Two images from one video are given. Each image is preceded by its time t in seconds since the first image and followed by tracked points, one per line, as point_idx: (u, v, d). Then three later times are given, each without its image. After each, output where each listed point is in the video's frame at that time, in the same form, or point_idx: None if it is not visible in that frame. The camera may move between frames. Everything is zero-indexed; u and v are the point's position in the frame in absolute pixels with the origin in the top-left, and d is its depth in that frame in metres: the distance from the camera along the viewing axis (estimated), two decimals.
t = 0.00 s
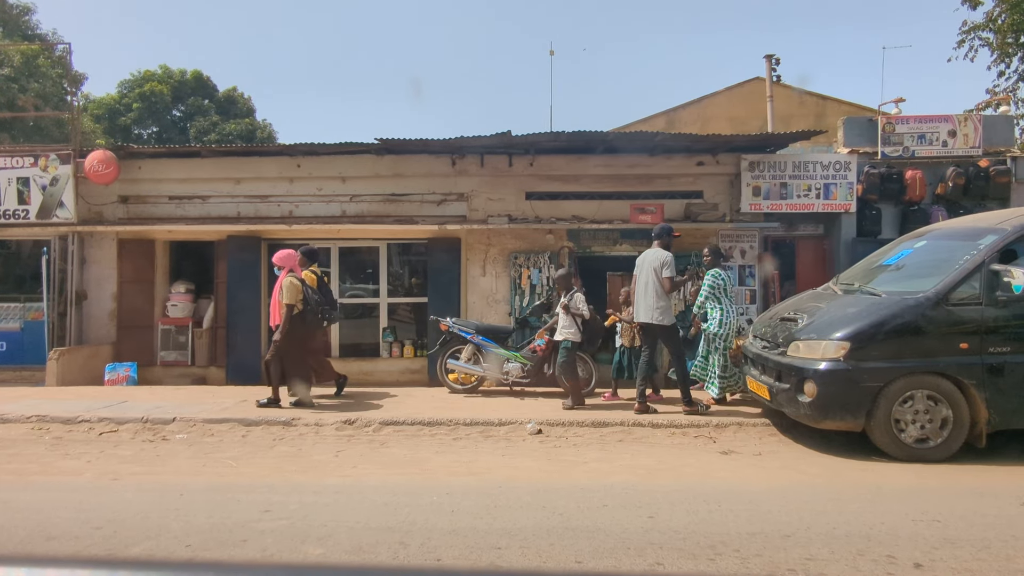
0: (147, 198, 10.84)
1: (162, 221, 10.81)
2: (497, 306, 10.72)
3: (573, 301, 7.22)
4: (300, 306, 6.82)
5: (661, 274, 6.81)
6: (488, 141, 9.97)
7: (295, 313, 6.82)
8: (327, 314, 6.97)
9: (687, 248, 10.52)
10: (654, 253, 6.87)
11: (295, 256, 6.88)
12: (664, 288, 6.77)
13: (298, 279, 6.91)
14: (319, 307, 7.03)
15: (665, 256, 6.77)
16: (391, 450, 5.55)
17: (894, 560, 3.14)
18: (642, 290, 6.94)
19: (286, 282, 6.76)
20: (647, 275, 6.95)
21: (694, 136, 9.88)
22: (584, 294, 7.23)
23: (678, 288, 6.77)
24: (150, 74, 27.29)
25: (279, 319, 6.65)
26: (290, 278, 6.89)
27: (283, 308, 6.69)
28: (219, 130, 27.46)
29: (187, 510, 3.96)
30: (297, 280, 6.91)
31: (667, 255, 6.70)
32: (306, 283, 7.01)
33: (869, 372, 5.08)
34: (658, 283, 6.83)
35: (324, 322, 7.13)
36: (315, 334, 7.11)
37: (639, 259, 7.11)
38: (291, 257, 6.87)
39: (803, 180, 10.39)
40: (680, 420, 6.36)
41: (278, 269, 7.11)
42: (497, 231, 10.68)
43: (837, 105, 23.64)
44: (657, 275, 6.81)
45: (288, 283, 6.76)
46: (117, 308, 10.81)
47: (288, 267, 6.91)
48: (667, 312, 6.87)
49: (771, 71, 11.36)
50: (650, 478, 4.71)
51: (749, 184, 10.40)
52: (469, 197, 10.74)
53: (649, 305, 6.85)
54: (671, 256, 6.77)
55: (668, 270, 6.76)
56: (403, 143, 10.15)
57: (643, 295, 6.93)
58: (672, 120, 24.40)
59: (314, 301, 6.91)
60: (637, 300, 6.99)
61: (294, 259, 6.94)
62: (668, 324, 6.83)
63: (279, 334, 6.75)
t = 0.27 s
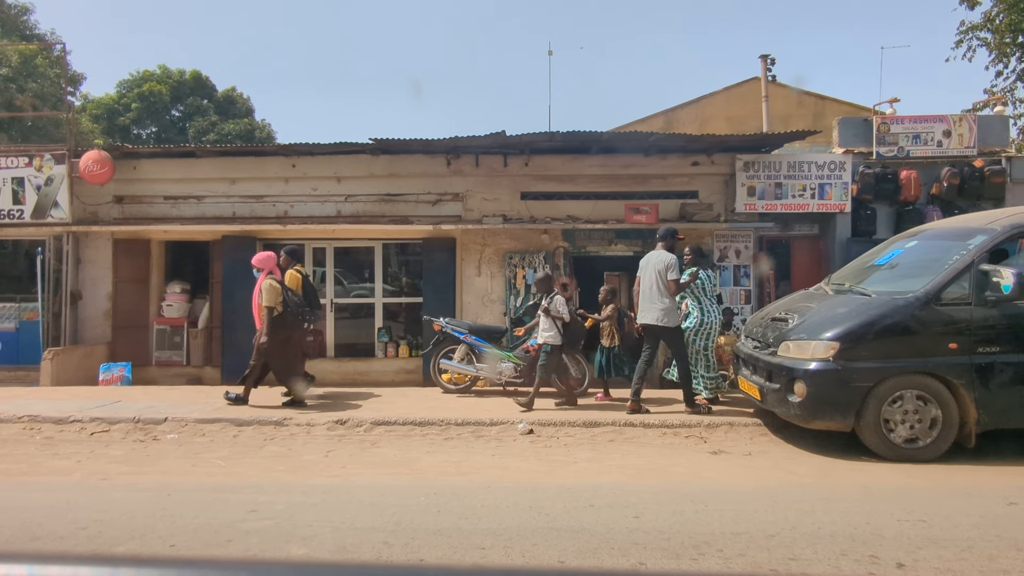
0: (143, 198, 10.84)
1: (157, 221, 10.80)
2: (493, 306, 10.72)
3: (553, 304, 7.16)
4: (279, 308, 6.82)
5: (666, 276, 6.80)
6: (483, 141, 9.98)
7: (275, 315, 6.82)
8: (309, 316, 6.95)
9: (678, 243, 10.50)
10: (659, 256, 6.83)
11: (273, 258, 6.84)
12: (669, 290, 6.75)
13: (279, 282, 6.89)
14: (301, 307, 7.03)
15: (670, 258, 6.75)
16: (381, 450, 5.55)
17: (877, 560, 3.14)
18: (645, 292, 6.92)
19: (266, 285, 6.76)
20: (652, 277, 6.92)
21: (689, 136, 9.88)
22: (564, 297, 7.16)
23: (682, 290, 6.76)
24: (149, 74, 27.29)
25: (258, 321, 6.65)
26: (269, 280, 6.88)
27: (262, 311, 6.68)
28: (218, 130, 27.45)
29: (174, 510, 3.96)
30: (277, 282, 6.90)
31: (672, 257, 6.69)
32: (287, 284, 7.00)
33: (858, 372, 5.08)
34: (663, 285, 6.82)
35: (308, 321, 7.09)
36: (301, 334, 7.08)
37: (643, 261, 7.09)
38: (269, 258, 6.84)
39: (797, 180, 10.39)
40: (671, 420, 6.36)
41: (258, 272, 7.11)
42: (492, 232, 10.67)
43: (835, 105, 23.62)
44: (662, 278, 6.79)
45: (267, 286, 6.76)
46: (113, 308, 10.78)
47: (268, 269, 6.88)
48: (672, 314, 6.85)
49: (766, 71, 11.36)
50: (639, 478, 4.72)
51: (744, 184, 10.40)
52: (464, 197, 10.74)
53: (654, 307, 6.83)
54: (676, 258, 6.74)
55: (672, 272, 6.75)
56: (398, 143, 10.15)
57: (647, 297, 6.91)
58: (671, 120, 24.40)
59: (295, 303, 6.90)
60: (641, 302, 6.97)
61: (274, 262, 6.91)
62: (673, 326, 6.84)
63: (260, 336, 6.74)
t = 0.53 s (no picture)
0: (138, 198, 10.84)
1: (152, 220, 10.80)
2: (488, 306, 10.71)
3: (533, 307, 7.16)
4: (259, 308, 6.81)
5: (672, 276, 6.77)
6: (478, 141, 9.98)
7: (254, 315, 6.82)
8: (286, 315, 6.93)
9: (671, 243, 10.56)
10: (665, 256, 6.81)
11: (251, 257, 6.81)
12: (676, 290, 6.73)
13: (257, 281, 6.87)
14: (281, 306, 7.02)
15: (676, 259, 6.72)
16: (373, 450, 5.55)
17: (862, 560, 3.14)
18: (652, 292, 6.89)
19: (244, 285, 6.76)
20: (658, 278, 6.90)
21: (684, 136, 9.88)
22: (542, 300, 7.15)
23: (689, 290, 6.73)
24: (148, 74, 27.28)
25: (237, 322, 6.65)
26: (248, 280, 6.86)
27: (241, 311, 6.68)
28: (217, 129, 27.44)
29: (162, 509, 3.96)
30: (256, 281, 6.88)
31: (678, 257, 6.67)
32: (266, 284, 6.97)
33: (849, 372, 5.08)
34: (670, 285, 6.80)
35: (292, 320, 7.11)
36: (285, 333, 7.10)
37: (648, 261, 7.05)
38: (247, 258, 6.81)
39: (793, 180, 10.39)
40: (664, 420, 6.36)
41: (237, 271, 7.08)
42: (488, 232, 10.67)
43: (834, 105, 23.58)
44: (668, 278, 6.77)
45: (245, 286, 6.75)
46: (108, 308, 10.73)
47: (247, 268, 6.86)
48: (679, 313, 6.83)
49: (761, 71, 11.36)
50: (628, 478, 4.72)
51: (739, 184, 10.40)
52: (459, 197, 10.74)
53: (661, 307, 6.80)
54: (682, 258, 6.72)
55: (678, 272, 6.72)
56: (393, 143, 10.15)
57: (654, 297, 6.88)
58: (670, 120, 24.39)
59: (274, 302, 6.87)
60: (648, 302, 6.94)
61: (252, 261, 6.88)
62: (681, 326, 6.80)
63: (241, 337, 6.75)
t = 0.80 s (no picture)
0: (135, 198, 10.84)
1: (149, 220, 10.81)
2: (484, 306, 10.71)
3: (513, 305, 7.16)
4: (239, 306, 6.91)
5: (678, 275, 6.78)
6: (474, 141, 9.98)
7: (235, 313, 6.91)
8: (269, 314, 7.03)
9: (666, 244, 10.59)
10: (671, 255, 6.81)
11: (235, 256, 6.93)
12: (682, 289, 6.73)
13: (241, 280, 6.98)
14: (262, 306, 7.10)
15: (683, 257, 6.72)
16: (365, 450, 5.55)
17: (849, 560, 3.14)
18: (658, 291, 6.89)
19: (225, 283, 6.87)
20: (664, 276, 6.89)
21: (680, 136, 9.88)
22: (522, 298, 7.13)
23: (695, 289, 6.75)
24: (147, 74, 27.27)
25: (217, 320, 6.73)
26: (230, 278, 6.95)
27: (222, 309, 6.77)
28: (216, 129, 27.42)
29: (152, 509, 3.96)
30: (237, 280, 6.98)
31: (685, 256, 6.67)
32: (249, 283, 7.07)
33: (841, 372, 5.08)
34: (676, 284, 6.81)
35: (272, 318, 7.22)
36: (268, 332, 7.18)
37: (653, 260, 7.05)
38: (231, 256, 6.93)
39: (789, 180, 10.39)
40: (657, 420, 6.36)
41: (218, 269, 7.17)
42: (484, 231, 10.66)
43: (833, 105, 23.58)
44: (674, 277, 6.75)
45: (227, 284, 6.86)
46: (104, 308, 10.75)
47: (229, 267, 6.97)
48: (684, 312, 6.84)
49: (757, 71, 11.38)
50: (619, 477, 4.72)
51: (735, 184, 10.40)
52: (455, 197, 10.74)
53: (667, 306, 6.80)
54: (689, 258, 6.72)
55: (684, 271, 6.73)
56: (390, 143, 10.15)
57: (659, 296, 6.87)
58: (668, 120, 24.38)
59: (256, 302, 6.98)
60: (653, 300, 6.94)
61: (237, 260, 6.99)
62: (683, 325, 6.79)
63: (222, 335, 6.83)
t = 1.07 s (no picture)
0: (132, 198, 10.84)
1: (146, 220, 10.81)
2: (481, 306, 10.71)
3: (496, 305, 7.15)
4: (223, 305, 6.92)
5: (684, 275, 6.78)
6: (471, 141, 9.98)
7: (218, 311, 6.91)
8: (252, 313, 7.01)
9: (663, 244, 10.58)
10: (677, 255, 6.81)
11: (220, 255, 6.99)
12: (687, 289, 6.74)
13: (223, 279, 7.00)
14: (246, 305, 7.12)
15: (689, 257, 6.72)
16: (359, 450, 5.55)
17: (837, 560, 3.15)
18: (662, 290, 6.89)
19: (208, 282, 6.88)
20: (668, 276, 6.89)
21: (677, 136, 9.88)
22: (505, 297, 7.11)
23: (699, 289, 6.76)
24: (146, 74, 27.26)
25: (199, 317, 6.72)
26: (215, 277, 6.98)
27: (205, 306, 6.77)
28: (216, 129, 27.40)
29: (143, 509, 3.97)
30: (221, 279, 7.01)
31: (691, 257, 6.67)
32: (232, 281, 7.10)
33: (834, 372, 5.08)
34: (681, 284, 6.81)
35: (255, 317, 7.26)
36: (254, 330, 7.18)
37: (658, 259, 7.04)
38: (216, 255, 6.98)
39: (786, 180, 10.39)
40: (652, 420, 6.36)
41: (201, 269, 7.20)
42: (481, 231, 10.65)
43: (832, 105, 23.55)
44: (680, 277, 6.75)
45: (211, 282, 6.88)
46: (101, 308, 10.76)
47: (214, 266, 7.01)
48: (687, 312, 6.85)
49: (754, 71, 11.38)
50: (612, 477, 4.72)
51: (731, 184, 10.40)
52: (452, 197, 10.74)
53: (671, 305, 6.81)
54: (695, 258, 6.72)
55: (690, 270, 6.73)
56: (386, 142, 10.14)
57: (664, 295, 6.88)
58: (667, 120, 24.37)
59: (240, 299, 6.97)
60: (657, 299, 6.94)
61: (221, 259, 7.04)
62: (686, 325, 6.81)
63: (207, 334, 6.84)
